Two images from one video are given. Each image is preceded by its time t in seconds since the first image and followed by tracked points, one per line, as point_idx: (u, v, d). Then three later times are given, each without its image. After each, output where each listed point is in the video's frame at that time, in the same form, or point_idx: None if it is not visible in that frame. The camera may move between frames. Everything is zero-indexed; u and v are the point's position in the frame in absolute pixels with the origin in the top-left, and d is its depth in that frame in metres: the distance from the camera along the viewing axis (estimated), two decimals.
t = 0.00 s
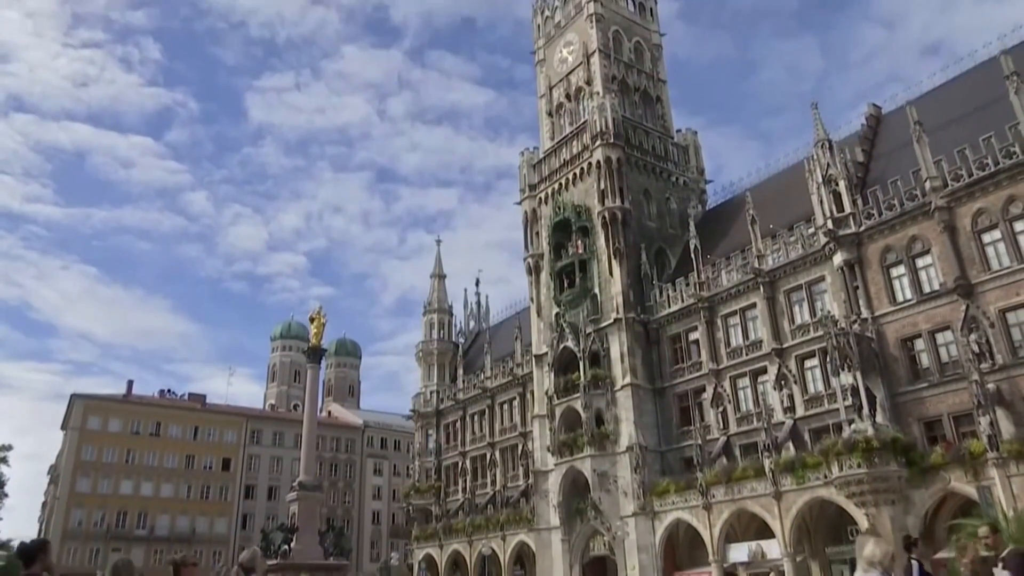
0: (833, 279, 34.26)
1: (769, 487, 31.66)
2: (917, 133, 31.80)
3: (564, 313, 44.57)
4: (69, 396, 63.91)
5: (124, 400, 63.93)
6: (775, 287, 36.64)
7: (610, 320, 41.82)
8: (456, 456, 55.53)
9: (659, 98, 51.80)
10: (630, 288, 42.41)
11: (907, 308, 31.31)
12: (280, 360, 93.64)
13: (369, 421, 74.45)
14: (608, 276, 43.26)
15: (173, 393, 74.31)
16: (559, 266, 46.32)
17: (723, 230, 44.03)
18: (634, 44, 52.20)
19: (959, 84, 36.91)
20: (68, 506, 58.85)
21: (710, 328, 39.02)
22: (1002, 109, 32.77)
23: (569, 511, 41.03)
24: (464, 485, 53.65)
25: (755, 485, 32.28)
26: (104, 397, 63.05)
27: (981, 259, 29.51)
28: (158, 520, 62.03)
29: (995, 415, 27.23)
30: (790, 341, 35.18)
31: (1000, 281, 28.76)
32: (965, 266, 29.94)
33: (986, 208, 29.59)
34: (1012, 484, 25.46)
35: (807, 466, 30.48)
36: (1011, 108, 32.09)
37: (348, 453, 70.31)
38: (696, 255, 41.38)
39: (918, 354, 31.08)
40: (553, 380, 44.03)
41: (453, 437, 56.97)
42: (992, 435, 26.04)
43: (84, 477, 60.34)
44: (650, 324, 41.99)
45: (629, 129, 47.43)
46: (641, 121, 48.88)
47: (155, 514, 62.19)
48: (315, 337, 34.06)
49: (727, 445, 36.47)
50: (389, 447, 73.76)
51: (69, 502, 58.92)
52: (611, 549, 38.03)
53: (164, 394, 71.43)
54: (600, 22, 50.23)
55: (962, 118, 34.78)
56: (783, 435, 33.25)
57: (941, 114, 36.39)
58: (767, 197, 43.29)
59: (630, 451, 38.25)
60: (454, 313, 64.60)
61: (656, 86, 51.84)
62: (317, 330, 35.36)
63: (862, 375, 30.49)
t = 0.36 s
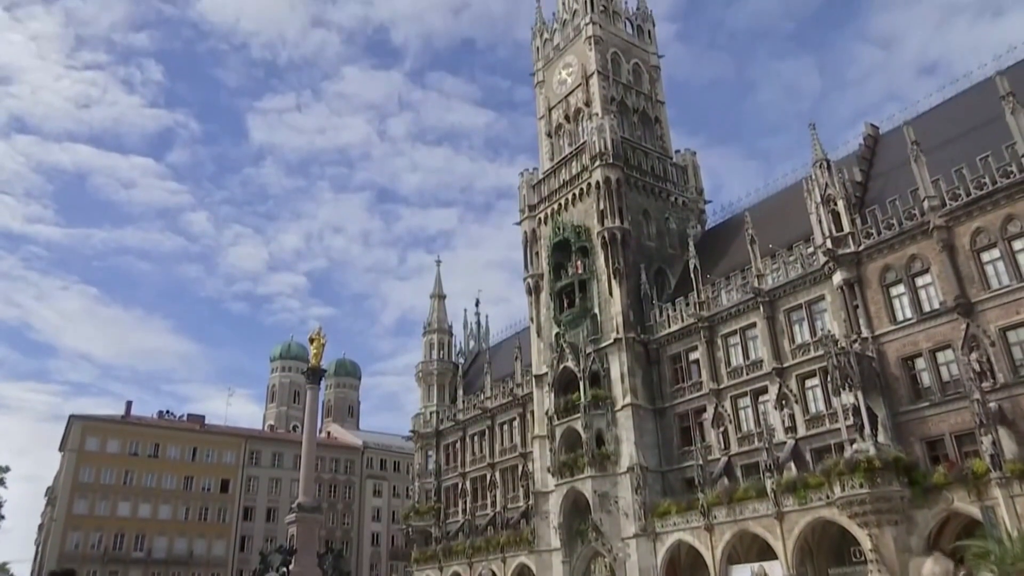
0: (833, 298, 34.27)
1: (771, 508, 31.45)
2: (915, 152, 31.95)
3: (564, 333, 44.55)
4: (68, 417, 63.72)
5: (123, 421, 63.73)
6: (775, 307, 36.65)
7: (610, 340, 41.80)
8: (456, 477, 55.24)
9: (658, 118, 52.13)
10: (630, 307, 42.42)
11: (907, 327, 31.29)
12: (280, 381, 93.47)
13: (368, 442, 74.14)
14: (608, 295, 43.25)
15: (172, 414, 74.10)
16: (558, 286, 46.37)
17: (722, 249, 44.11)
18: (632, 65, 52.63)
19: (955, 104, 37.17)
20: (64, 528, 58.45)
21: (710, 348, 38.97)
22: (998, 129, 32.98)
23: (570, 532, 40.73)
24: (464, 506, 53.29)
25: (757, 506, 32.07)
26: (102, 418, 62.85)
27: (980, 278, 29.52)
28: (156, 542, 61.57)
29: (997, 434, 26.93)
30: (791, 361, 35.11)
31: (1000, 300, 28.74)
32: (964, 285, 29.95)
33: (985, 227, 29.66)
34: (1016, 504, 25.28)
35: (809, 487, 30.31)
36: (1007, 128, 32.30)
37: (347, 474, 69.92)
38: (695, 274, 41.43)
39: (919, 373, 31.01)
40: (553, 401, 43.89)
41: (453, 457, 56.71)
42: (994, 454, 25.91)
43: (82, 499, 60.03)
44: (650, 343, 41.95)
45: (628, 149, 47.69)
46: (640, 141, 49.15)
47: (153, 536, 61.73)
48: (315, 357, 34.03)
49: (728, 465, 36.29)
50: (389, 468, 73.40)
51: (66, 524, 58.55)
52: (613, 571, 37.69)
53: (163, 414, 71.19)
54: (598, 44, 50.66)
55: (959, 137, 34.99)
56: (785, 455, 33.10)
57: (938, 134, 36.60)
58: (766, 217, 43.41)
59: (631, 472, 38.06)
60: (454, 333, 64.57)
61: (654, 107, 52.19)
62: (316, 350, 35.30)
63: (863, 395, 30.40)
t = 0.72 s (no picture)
0: (833, 309, 34.27)
1: (772, 521, 31.33)
2: (913, 164, 32.02)
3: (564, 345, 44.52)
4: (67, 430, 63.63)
5: (122, 433, 63.55)
6: (775, 318, 36.65)
7: (610, 352, 41.78)
8: (456, 490, 55.05)
9: (657, 131, 52.32)
10: (630, 319, 42.41)
11: (907, 339, 31.28)
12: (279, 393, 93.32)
13: (368, 455, 73.91)
14: (608, 307, 43.25)
15: (172, 426, 73.84)
16: (558, 298, 46.37)
17: (722, 261, 44.14)
18: (631, 78, 52.86)
19: (952, 116, 37.34)
20: (62, 541, 58.25)
21: (710, 359, 38.94)
22: (996, 141, 33.09)
23: (570, 545, 40.53)
24: (464, 519, 53.08)
25: (758, 519, 31.96)
26: (101, 430, 62.68)
27: (980, 289, 29.53)
28: (154, 555, 61.33)
29: (999, 446, 26.86)
30: (791, 372, 35.06)
31: (1000, 312, 28.73)
32: (964, 296, 29.94)
33: (984, 239, 29.70)
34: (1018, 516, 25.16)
35: (810, 499, 30.21)
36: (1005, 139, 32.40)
37: (347, 487, 69.68)
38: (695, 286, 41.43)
39: (919, 385, 30.96)
40: (553, 413, 43.79)
41: (452, 470, 56.53)
42: (996, 466, 25.83)
43: (80, 512, 59.81)
44: (650, 355, 41.91)
45: (627, 161, 47.83)
46: (639, 154, 49.31)
47: (151, 549, 61.48)
48: (315, 370, 34.00)
49: (729, 478, 36.17)
50: (388, 480, 73.15)
51: (64, 537, 58.35)
52: None
53: (162, 427, 70.98)
54: (597, 57, 50.91)
55: (957, 149, 35.10)
56: (786, 467, 32.99)
57: (936, 146, 36.73)
58: (766, 228, 43.48)
59: (632, 484, 37.94)
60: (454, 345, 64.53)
61: (653, 120, 52.41)
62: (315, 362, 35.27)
63: (864, 407, 30.34)
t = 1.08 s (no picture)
0: (833, 319, 34.26)
1: (773, 532, 31.20)
2: (912, 174, 32.08)
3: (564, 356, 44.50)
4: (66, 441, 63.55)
5: (122, 444, 63.37)
6: (775, 329, 36.62)
7: (610, 363, 41.74)
8: (456, 501, 54.88)
9: (656, 142, 52.46)
10: (630, 330, 42.41)
11: (907, 349, 31.26)
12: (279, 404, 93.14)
13: (368, 466, 73.71)
14: (608, 318, 43.24)
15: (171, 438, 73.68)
16: (558, 308, 46.37)
17: (722, 271, 44.17)
18: (631, 89, 53.06)
19: (951, 127, 37.44)
20: (60, 554, 58.15)
21: (710, 370, 38.90)
22: (995, 151, 33.16)
23: (571, 557, 40.38)
24: (464, 530, 52.89)
25: (759, 529, 31.85)
26: (101, 442, 62.51)
27: (980, 299, 29.53)
28: (153, 567, 61.14)
29: (1000, 456, 26.78)
30: (791, 383, 35.01)
31: (1000, 322, 28.71)
32: (964, 306, 29.93)
33: (984, 249, 29.71)
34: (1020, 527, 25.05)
35: (811, 510, 30.11)
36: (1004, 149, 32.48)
37: (346, 498, 69.45)
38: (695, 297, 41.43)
39: (920, 395, 30.90)
40: (553, 424, 43.69)
41: (452, 481, 56.38)
42: (997, 476, 25.75)
43: (79, 524, 59.67)
44: (650, 365, 41.85)
45: (626, 172, 47.95)
46: (638, 164, 49.44)
47: (150, 561, 61.29)
48: (315, 381, 33.99)
49: (730, 489, 36.06)
50: (388, 492, 72.92)
51: (62, 550, 58.24)
52: None
53: (161, 438, 70.80)
54: (597, 68, 51.11)
55: (956, 159, 35.19)
56: (787, 477, 32.89)
57: (935, 156, 36.82)
58: (766, 239, 43.51)
59: (632, 495, 37.83)
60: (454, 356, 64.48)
61: (653, 131, 52.58)
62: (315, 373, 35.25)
63: (865, 417, 30.27)
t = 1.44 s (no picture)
0: (833, 326, 34.25)
1: (774, 539, 31.11)
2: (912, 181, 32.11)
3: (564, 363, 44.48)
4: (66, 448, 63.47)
5: (121, 451, 63.26)
6: (775, 335, 36.60)
7: (610, 370, 41.72)
8: (456, 508, 54.77)
9: (656, 149, 52.55)
10: (630, 336, 42.40)
11: (907, 356, 31.24)
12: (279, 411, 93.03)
13: (367, 473, 73.56)
14: (608, 324, 43.22)
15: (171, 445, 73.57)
16: (558, 315, 46.36)
17: (722, 278, 44.18)
18: (630, 97, 53.17)
19: (950, 134, 37.50)
20: (59, 561, 58.02)
21: (710, 376, 38.88)
22: (994, 158, 33.21)
23: (571, 564, 40.26)
24: (464, 537, 52.76)
25: (760, 536, 31.76)
26: (100, 449, 62.41)
27: (980, 305, 29.52)
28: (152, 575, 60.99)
29: (1002, 463, 26.71)
30: (792, 389, 34.96)
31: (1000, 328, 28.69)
32: (965, 312, 29.91)
33: (984, 255, 29.71)
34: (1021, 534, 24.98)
35: (812, 517, 30.05)
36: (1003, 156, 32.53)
37: (346, 505, 69.29)
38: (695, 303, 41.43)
39: (921, 402, 30.86)
40: (553, 431, 43.61)
41: (452, 488, 56.26)
42: (998, 483, 25.69)
43: (77, 532, 59.47)
44: (650, 372, 41.80)
45: (626, 179, 48.00)
46: (638, 171, 49.51)
47: (149, 569, 61.12)
48: (315, 388, 33.98)
49: (730, 496, 35.98)
50: (388, 499, 72.75)
51: (61, 557, 58.12)
52: None
53: (161, 445, 70.69)
54: (596, 75, 51.24)
55: (955, 166, 35.23)
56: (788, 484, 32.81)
57: (934, 163, 36.87)
58: (765, 246, 43.54)
59: (633, 502, 37.75)
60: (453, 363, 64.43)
61: (653, 138, 52.69)
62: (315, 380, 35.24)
63: (865, 424, 30.21)
